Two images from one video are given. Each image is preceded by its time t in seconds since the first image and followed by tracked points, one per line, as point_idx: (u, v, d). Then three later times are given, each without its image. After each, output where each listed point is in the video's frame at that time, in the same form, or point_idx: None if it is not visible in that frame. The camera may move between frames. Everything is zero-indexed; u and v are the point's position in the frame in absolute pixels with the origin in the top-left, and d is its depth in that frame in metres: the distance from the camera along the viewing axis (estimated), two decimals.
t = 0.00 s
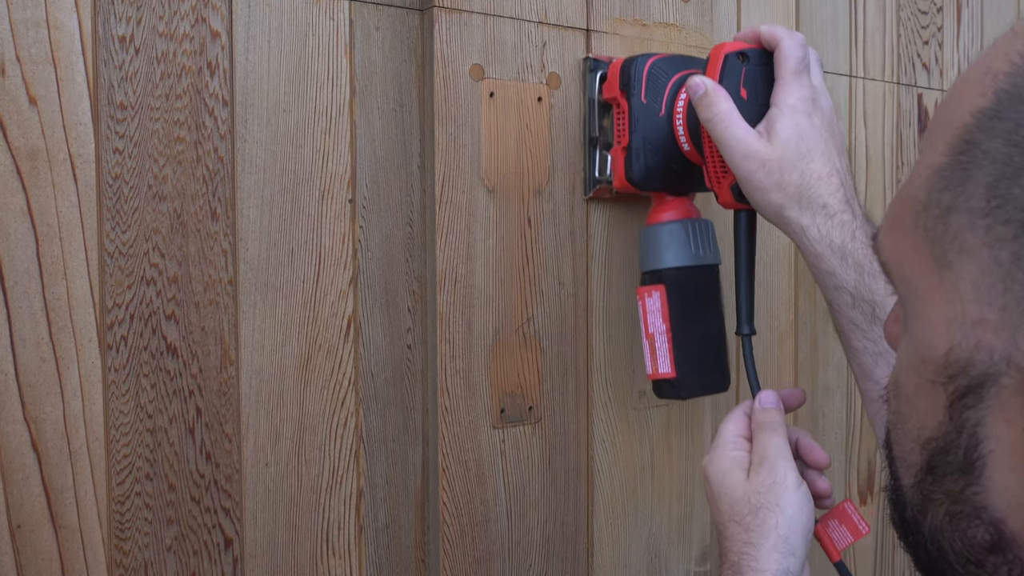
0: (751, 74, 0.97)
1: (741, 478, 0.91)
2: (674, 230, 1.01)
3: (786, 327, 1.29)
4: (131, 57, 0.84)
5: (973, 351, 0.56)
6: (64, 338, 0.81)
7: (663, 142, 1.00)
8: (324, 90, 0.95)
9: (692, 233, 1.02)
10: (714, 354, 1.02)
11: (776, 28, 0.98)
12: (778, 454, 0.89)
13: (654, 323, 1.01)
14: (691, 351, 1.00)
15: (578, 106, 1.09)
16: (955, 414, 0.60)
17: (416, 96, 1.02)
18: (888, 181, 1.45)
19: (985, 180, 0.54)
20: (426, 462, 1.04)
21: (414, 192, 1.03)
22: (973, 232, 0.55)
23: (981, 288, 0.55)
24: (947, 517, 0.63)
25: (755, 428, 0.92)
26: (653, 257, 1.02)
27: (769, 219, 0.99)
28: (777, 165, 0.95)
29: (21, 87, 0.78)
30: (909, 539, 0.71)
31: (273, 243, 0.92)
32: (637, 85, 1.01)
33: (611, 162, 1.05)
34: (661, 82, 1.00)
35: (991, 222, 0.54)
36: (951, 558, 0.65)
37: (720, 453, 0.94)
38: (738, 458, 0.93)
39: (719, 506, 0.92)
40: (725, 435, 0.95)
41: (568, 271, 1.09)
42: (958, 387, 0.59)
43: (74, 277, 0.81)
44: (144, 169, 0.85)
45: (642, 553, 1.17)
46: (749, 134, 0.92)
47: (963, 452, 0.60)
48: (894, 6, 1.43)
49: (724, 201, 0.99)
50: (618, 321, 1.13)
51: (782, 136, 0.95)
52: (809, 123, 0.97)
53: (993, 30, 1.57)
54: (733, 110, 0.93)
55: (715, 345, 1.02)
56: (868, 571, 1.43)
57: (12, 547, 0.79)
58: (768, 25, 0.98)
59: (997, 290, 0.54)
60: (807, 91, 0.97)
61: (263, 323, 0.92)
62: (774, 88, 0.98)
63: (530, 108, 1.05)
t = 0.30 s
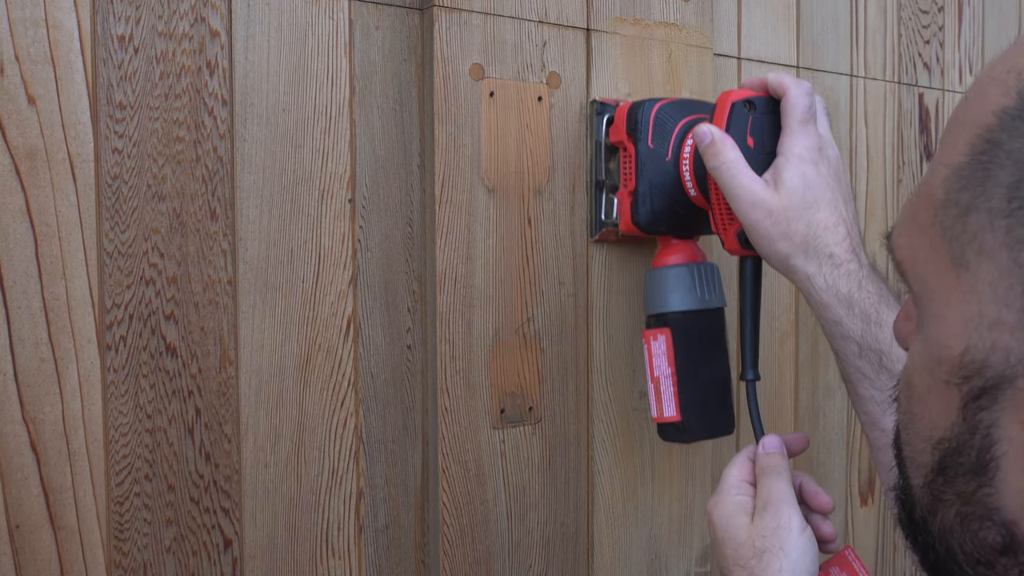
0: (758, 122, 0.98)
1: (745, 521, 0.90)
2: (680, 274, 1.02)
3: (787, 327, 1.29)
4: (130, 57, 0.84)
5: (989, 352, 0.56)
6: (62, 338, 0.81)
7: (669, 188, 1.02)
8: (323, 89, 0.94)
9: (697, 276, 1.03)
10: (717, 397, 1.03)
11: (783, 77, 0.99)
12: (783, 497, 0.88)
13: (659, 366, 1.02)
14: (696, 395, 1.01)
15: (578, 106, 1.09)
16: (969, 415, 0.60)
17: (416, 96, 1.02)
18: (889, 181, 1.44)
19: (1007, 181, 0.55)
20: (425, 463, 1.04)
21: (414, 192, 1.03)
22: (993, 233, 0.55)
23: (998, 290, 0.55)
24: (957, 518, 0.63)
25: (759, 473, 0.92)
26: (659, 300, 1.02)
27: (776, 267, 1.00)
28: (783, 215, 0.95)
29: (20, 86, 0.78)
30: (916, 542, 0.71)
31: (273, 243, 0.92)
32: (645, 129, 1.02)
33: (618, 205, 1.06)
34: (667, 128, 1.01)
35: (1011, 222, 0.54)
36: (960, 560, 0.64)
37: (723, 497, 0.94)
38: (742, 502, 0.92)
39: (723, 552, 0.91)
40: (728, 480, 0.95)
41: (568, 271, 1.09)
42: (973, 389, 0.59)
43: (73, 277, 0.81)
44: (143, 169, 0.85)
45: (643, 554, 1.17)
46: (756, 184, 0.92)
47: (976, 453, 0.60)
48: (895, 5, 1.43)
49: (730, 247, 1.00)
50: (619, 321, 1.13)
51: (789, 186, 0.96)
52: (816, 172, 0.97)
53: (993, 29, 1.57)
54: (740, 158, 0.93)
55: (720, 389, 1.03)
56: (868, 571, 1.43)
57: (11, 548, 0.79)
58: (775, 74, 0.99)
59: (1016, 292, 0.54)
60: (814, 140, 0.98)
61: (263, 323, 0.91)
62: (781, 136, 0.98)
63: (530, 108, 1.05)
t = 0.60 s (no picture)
0: (761, 175, 0.98)
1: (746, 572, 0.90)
2: (682, 321, 1.03)
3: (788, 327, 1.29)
4: (130, 56, 0.84)
5: (992, 356, 0.57)
6: (61, 338, 0.81)
7: (671, 236, 1.03)
8: (323, 89, 0.94)
9: (700, 324, 1.04)
10: (720, 444, 1.03)
11: (787, 130, 1.00)
12: (784, 548, 0.88)
13: (661, 414, 1.02)
14: (698, 443, 1.01)
15: (578, 106, 1.08)
16: (973, 419, 0.60)
17: (416, 95, 1.02)
18: (890, 181, 1.44)
19: (1010, 188, 0.55)
20: (425, 463, 1.04)
21: (414, 192, 1.03)
22: (996, 239, 0.55)
23: (1002, 296, 0.55)
24: (961, 521, 0.63)
25: (760, 522, 0.92)
26: (662, 347, 1.04)
27: (778, 319, 0.99)
28: (787, 269, 0.95)
29: (18, 86, 0.78)
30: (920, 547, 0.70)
31: (272, 243, 0.92)
32: (647, 178, 1.03)
33: (619, 252, 1.07)
34: (670, 176, 1.02)
35: (1016, 227, 0.54)
36: (963, 563, 0.63)
37: (725, 548, 0.94)
38: (743, 553, 0.92)
39: None
40: (731, 530, 0.95)
41: (568, 270, 1.08)
42: (976, 393, 0.59)
43: (71, 277, 0.81)
44: (142, 168, 0.85)
45: (644, 554, 1.17)
46: (759, 239, 0.93)
47: (979, 456, 0.60)
48: (896, 5, 1.43)
49: (732, 297, 1.00)
50: (620, 322, 1.13)
51: (793, 240, 0.96)
52: (818, 226, 0.97)
53: (994, 29, 1.57)
54: (744, 212, 0.93)
55: (722, 437, 1.03)
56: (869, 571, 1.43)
57: (10, 549, 0.79)
58: (779, 126, 1.00)
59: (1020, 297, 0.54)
60: (817, 194, 0.98)
61: (262, 322, 0.91)
62: (785, 189, 0.99)
63: (530, 107, 1.04)
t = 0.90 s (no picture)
0: (761, 237, 0.97)
1: None
2: (682, 379, 1.02)
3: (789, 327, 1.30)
4: (129, 55, 0.84)
5: (988, 366, 0.60)
6: (61, 338, 0.80)
7: (672, 294, 1.02)
8: (322, 88, 0.94)
9: (700, 382, 1.03)
10: (720, 501, 1.03)
11: (788, 192, 0.99)
12: None
13: (661, 470, 1.02)
14: (698, 500, 1.01)
15: (578, 106, 1.08)
16: (968, 428, 0.63)
17: (415, 95, 1.02)
18: (890, 181, 1.44)
19: (1005, 201, 0.59)
20: (425, 463, 1.04)
21: (414, 192, 1.03)
22: (991, 250, 0.59)
23: (997, 307, 0.59)
24: (957, 529, 0.66)
25: None
26: (661, 404, 1.03)
27: (778, 382, 0.99)
28: (788, 334, 0.94)
29: (18, 86, 0.77)
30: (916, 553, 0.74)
31: (272, 242, 0.91)
32: (647, 236, 1.02)
33: (620, 308, 1.07)
34: (670, 233, 1.01)
35: (1010, 240, 0.58)
36: (960, 569, 0.67)
37: None
38: None
39: None
40: None
41: (568, 271, 1.08)
42: (972, 403, 0.62)
43: (71, 277, 0.81)
44: (142, 168, 0.85)
45: (644, 554, 1.16)
46: (760, 304, 0.92)
47: (976, 466, 0.63)
48: (897, 4, 1.42)
49: (733, 357, 1.00)
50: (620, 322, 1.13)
51: (794, 305, 0.94)
52: (820, 290, 0.96)
53: (995, 28, 1.57)
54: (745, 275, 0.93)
55: (722, 494, 1.03)
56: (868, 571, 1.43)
57: (9, 549, 0.79)
58: (780, 189, 0.99)
59: (1014, 307, 0.58)
60: (818, 258, 0.97)
61: (262, 322, 0.91)
62: (785, 251, 0.97)
63: (530, 107, 1.04)
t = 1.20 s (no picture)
0: (758, 305, 0.97)
1: None
2: (678, 442, 1.03)
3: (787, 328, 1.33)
4: (128, 55, 0.84)
5: (987, 374, 0.63)
6: (60, 338, 0.80)
7: (668, 359, 1.01)
8: (321, 88, 0.93)
9: (696, 445, 1.04)
10: (716, 566, 1.03)
11: (784, 260, 0.99)
12: None
13: (659, 534, 1.02)
14: (695, 564, 1.01)
15: (579, 105, 1.08)
16: (968, 436, 0.66)
17: (415, 97, 1.02)
18: (891, 181, 1.44)
19: (1000, 214, 0.61)
20: (425, 463, 1.05)
21: (414, 192, 1.03)
22: (988, 262, 0.62)
23: (994, 317, 0.62)
24: (956, 537, 0.69)
25: None
26: (657, 467, 1.03)
27: (776, 454, 0.97)
28: (785, 406, 0.93)
29: (17, 85, 0.77)
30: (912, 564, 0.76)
31: (270, 242, 0.91)
32: (643, 300, 1.02)
33: (617, 369, 1.07)
34: (667, 297, 1.01)
35: (1006, 251, 0.61)
36: None
37: None
38: None
39: None
40: None
41: (568, 270, 1.08)
42: (971, 411, 0.65)
43: (69, 277, 0.81)
44: (141, 168, 0.85)
45: (644, 555, 1.16)
46: (757, 376, 0.92)
47: (974, 473, 0.66)
48: (898, 4, 1.42)
49: (729, 424, 1.00)
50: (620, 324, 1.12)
51: (790, 375, 0.94)
52: (816, 361, 0.95)
53: (996, 27, 1.57)
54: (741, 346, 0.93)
55: (717, 559, 1.03)
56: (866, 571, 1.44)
57: (8, 550, 0.78)
58: (776, 256, 0.99)
59: (1012, 317, 0.61)
60: (814, 327, 0.96)
61: (261, 322, 0.90)
62: (782, 320, 0.97)
63: (530, 107, 1.04)
